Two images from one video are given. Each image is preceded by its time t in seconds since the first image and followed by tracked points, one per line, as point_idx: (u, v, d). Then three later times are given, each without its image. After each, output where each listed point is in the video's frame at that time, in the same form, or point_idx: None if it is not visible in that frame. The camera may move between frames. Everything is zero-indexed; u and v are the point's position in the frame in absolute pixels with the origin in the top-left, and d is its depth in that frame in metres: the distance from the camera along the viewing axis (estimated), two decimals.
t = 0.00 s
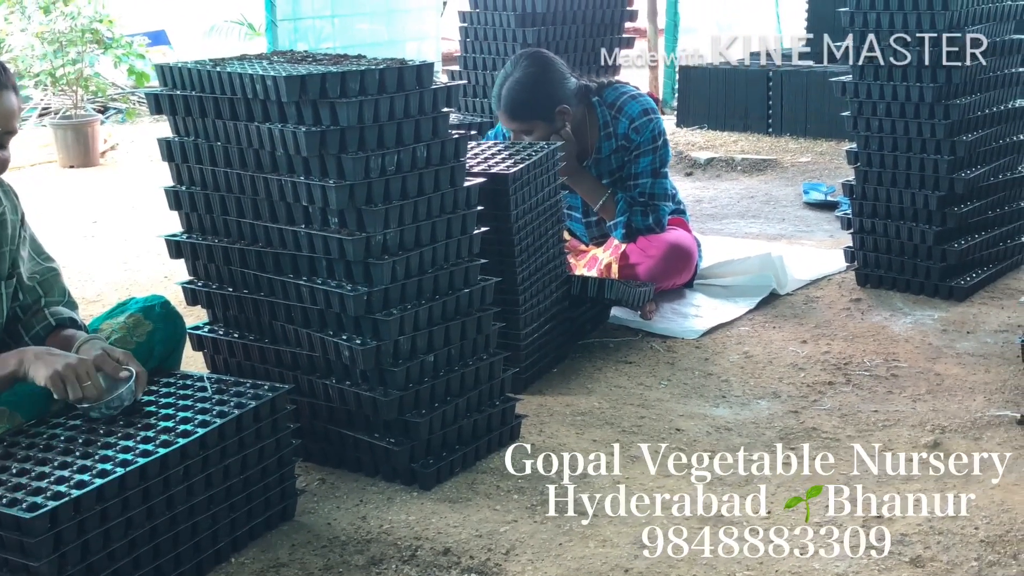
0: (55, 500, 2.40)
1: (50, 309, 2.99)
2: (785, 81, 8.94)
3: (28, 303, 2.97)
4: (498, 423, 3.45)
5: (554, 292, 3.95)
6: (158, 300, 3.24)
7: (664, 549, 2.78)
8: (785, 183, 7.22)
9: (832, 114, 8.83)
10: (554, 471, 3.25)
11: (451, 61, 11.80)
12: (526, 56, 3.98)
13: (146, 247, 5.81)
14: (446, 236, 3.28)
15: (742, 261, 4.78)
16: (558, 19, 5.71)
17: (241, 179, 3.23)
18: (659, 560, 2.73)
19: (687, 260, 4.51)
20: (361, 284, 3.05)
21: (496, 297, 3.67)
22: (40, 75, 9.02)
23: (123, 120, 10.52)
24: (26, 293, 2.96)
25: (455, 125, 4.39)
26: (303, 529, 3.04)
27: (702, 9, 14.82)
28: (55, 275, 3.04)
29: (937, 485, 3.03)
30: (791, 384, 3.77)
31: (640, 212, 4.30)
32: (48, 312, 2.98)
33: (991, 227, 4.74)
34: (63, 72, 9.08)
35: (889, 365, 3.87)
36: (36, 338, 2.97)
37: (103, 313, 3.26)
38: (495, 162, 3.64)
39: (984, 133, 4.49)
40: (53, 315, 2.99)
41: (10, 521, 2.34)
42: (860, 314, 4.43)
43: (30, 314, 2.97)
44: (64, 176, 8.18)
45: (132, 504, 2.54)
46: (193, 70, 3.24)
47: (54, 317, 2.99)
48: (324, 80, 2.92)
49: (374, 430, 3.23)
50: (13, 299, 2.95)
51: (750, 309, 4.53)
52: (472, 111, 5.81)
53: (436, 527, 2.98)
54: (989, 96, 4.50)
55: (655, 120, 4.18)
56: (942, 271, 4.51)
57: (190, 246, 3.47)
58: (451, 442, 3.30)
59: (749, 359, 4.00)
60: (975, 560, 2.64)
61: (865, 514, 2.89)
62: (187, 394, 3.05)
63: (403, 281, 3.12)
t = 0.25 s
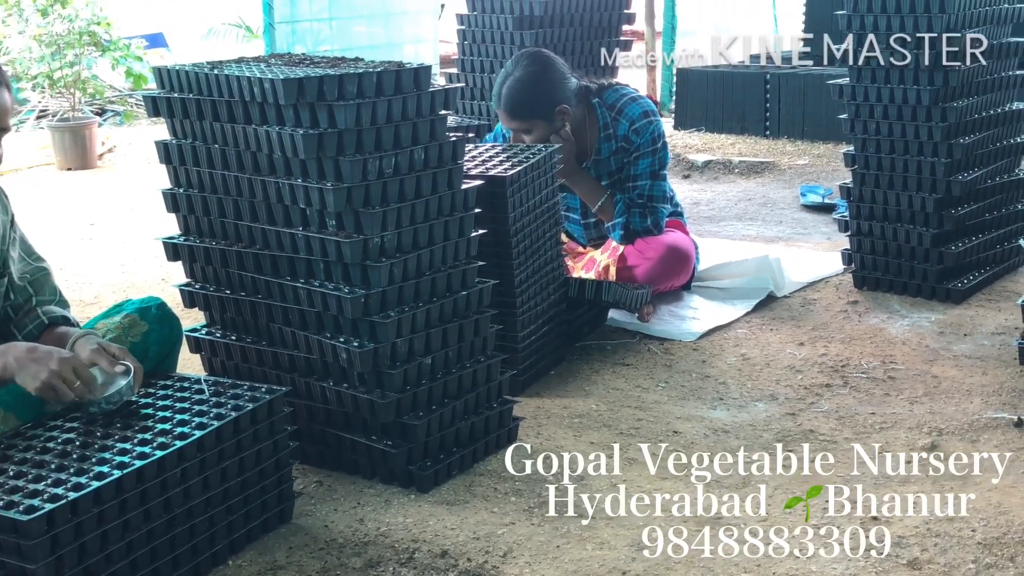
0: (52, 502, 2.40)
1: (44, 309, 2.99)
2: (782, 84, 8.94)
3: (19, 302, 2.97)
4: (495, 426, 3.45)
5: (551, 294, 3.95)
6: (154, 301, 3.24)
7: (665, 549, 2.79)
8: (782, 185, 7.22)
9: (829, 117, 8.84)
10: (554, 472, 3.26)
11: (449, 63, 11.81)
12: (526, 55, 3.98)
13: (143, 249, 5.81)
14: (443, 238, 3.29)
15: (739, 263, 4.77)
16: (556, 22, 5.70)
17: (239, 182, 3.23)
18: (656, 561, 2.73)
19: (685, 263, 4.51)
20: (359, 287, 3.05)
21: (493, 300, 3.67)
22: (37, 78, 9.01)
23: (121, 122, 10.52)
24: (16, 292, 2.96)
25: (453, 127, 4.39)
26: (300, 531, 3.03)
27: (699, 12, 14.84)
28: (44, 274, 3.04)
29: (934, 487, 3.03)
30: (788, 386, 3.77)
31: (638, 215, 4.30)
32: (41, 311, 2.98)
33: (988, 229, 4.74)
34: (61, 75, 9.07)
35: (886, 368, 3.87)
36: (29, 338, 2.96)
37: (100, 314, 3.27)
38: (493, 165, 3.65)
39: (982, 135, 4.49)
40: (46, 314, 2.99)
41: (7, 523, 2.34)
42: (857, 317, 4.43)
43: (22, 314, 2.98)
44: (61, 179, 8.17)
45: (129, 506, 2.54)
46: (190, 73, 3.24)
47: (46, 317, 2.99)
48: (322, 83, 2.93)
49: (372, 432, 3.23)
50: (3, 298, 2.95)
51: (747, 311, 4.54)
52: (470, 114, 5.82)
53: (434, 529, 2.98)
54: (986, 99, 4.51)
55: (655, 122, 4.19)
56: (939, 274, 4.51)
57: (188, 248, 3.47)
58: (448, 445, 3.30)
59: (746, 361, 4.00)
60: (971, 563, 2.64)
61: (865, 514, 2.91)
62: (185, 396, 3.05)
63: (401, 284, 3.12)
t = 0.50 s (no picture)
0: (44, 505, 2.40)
1: (34, 304, 3.21)
2: (776, 86, 8.96)
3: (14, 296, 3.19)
4: (489, 428, 3.45)
5: (545, 296, 3.95)
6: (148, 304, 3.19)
7: (664, 549, 2.81)
8: (775, 188, 7.23)
9: (823, 119, 8.85)
10: (553, 471, 3.27)
11: (442, 65, 11.80)
12: (525, 57, 3.97)
13: (137, 251, 5.80)
14: (437, 240, 3.28)
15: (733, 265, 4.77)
16: (549, 24, 5.72)
17: (232, 184, 3.23)
18: (650, 563, 2.74)
19: (679, 265, 4.51)
20: (353, 289, 3.05)
21: (487, 302, 3.67)
22: (30, 79, 8.98)
23: (114, 124, 10.50)
24: (13, 286, 3.19)
25: (447, 129, 4.40)
26: (294, 534, 3.03)
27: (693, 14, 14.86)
28: (39, 272, 3.25)
29: (927, 490, 3.03)
30: (782, 388, 3.77)
31: (634, 217, 4.29)
32: (31, 306, 3.20)
33: (981, 232, 4.75)
34: (54, 77, 9.04)
35: (879, 370, 3.88)
36: (21, 329, 3.18)
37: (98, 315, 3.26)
38: (487, 167, 3.65)
39: (974, 138, 4.50)
40: (35, 309, 3.21)
41: None
42: (850, 319, 4.44)
43: (17, 304, 3.20)
44: (54, 181, 8.15)
45: (122, 509, 2.54)
46: (183, 75, 3.23)
47: (34, 311, 3.21)
48: (316, 84, 2.93)
49: (365, 434, 3.23)
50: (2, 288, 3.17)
51: (741, 314, 4.54)
52: (464, 116, 5.82)
53: (427, 532, 2.97)
54: (979, 101, 4.51)
55: (651, 125, 4.19)
56: (932, 276, 4.51)
57: (181, 250, 3.46)
58: (441, 447, 3.30)
59: (740, 363, 4.00)
60: (965, 565, 2.65)
61: (865, 514, 2.92)
62: (178, 399, 3.05)
63: (394, 286, 3.12)
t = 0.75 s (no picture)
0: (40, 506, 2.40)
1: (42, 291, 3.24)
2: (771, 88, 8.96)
3: (21, 287, 3.22)
4: (485, 429, 3.45)
5: (541, 297, 3.95)
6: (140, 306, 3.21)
7: (664, 549, 2.81)
8: (771, 189, 7.24)
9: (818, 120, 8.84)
10: (554, 471, 3.27)
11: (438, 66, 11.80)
12: (522, 56, 3.95)
13: (132, 252, 5.79)
14: (433, 241, 3.29)
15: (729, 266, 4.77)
16: (545, 26, 5.72)
17: (228, 185, 3.23)
18: (646, 564, 2.74)
19: (675, 266, 4.51)
20: (348, 290, 3.05)
21: (483, 303, 3.67)
22: (26, 80, 8.96)
23: (109, 125, 10.49)
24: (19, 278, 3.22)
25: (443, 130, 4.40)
26: (290, 535, 3.02)
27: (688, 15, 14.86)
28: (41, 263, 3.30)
29: (923, 491, 3.03)
30: (777, 389, 3.77)
31: (629, 218, 4.30)
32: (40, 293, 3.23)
33: (976, 233, 4.76)
34: (49, 78, 9.02)
35: (875, 371, 3.88)
36: (34, 318, 3.21)
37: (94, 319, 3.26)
38: (483, 168, 3.65)
39: (969, 139, 4.50)
40: (44, 296, 3.23)
41: None
42: (846, 320, 4.44)
43: (23, 299, 3.22)
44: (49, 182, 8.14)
45: (118, 510, 2.54)
46: (178, 76, 3.23)
47: (46, 298, 3.23)
48: (311, 86, 2.93)
49: (361, 436, 3.22)
50: (7, 283, 3.21)
51: (737, 315, 4.54)
52: (460, 117, 5.82)
53: (423, 533, 2.97)
54: (974, 103, 4.52)
55: (648, 126, 4.19)
56: (928, 277, 4.51)
57: (176, 251, 3.46)
58: (438, 448, 3.30)
59: (736, 364, 4.01)
60: (961, 566, 2.65)
61: (866, 514, 2.93)
62: (173, 400, 3.05)
63: (390, 287, 3.12)
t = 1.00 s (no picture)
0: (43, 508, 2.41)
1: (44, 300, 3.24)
2: (771, 88, 8.95)
3: (24, 297, 3.22)
4: (486, 430, 3.45)
5: (542, 298, 3.95)
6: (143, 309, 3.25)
7: (664, 549, 2.82)
8: (771, 190, 7.23)
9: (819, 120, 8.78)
10: (553, 471, 3.28)
11: (438, 67, 11.80)
12: (521, 56, 3.94)
13: (133, 254, 5.80)
14: (434, 243, 3.29)
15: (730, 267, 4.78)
16: (546, 27, 5.72)
17: (229, 187, 3.23)
18: (648, 565, 2.74)
19: (675, 267, 4.51)
20: (350, 292, 3.05)
21: (484, 304, 3.67)
22: (26, 81, 8.97)
23: (109, 126, 10.50)
24: (22, 289, 3.22)
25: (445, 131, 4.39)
26: (291, 536, 3.03)
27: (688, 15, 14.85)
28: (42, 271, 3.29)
29: (923, 492, 3.04)
30: (778, 390, 3.77)
31: (629, 219, 4.31)
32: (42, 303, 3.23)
33: (977, 233, 4.76)
34: (49, 79, 9.03)
35: (875, 372, 3.88)
36: (39, 329, 3.22)
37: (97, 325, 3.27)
38: (484, 169, 3.65)
39: (970, 140, 4.50)
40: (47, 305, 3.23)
41: None
42: (846, 321, 4.44)
43: (25, 309, 3.22)
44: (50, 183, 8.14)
45: (119, 512, 2.55)
46: (179, 78, 3.23)
47: (49, 307, 3.24)
48: (312, 88, 2.94)
49: (363, 437, 3.23)
50: (9, 294, 3.19)
51: (737, 316, 4.54)
52: (460, 119, 5.83)
53: (425, 534, 2.97)
54: (974, 103, 4.52)
55: (648, 127, 4.19)
56: (928, 278, 4.51)
57: (178, 253, 3.46)
58: (439, 449, 3.30)
59: (736, 365, 4.01)
60: (961, 567, 2.65)
61: (866, 514, 2.94)
62: (175, 401, 3.05)
63: (391, 288, 3.13)
